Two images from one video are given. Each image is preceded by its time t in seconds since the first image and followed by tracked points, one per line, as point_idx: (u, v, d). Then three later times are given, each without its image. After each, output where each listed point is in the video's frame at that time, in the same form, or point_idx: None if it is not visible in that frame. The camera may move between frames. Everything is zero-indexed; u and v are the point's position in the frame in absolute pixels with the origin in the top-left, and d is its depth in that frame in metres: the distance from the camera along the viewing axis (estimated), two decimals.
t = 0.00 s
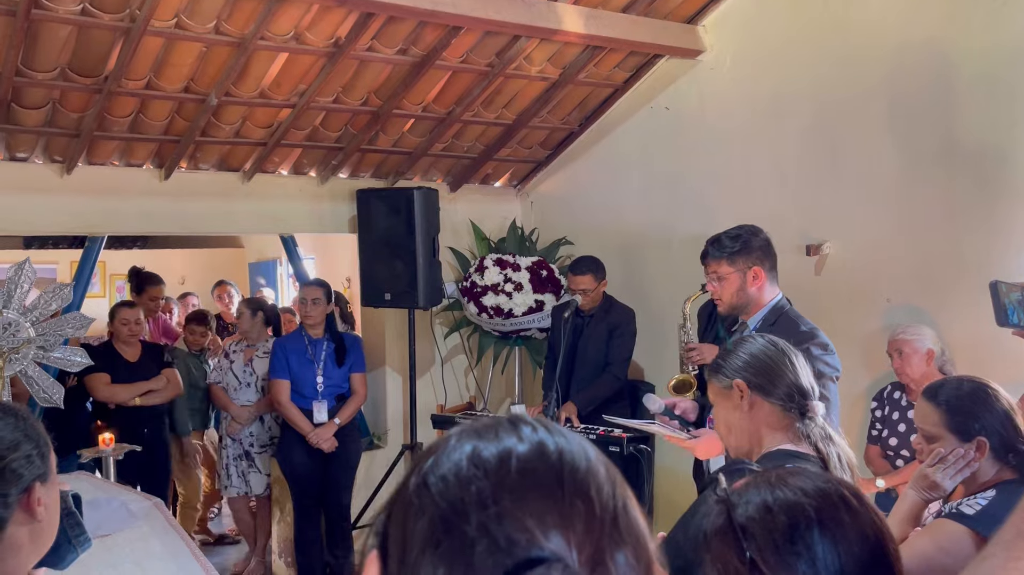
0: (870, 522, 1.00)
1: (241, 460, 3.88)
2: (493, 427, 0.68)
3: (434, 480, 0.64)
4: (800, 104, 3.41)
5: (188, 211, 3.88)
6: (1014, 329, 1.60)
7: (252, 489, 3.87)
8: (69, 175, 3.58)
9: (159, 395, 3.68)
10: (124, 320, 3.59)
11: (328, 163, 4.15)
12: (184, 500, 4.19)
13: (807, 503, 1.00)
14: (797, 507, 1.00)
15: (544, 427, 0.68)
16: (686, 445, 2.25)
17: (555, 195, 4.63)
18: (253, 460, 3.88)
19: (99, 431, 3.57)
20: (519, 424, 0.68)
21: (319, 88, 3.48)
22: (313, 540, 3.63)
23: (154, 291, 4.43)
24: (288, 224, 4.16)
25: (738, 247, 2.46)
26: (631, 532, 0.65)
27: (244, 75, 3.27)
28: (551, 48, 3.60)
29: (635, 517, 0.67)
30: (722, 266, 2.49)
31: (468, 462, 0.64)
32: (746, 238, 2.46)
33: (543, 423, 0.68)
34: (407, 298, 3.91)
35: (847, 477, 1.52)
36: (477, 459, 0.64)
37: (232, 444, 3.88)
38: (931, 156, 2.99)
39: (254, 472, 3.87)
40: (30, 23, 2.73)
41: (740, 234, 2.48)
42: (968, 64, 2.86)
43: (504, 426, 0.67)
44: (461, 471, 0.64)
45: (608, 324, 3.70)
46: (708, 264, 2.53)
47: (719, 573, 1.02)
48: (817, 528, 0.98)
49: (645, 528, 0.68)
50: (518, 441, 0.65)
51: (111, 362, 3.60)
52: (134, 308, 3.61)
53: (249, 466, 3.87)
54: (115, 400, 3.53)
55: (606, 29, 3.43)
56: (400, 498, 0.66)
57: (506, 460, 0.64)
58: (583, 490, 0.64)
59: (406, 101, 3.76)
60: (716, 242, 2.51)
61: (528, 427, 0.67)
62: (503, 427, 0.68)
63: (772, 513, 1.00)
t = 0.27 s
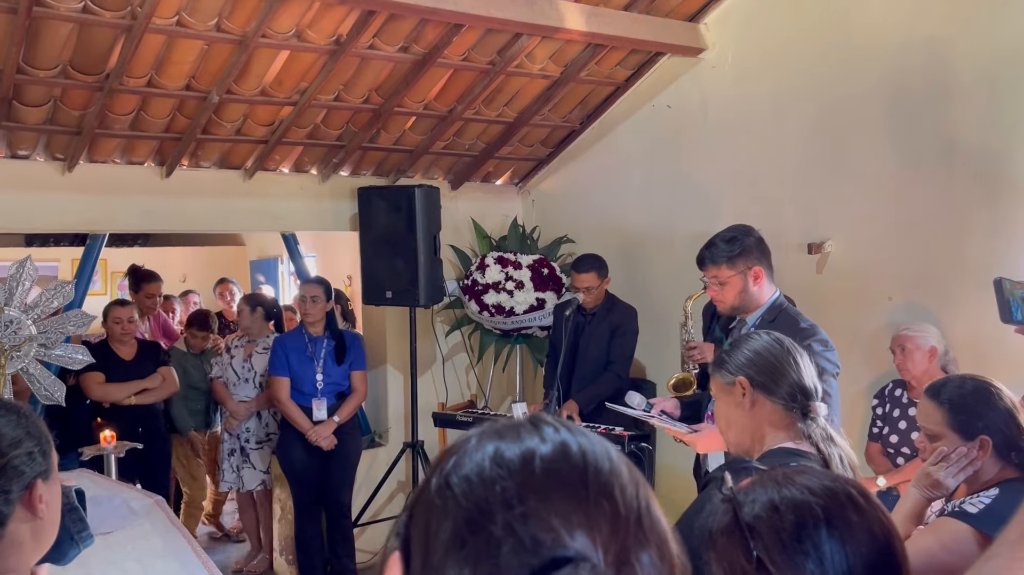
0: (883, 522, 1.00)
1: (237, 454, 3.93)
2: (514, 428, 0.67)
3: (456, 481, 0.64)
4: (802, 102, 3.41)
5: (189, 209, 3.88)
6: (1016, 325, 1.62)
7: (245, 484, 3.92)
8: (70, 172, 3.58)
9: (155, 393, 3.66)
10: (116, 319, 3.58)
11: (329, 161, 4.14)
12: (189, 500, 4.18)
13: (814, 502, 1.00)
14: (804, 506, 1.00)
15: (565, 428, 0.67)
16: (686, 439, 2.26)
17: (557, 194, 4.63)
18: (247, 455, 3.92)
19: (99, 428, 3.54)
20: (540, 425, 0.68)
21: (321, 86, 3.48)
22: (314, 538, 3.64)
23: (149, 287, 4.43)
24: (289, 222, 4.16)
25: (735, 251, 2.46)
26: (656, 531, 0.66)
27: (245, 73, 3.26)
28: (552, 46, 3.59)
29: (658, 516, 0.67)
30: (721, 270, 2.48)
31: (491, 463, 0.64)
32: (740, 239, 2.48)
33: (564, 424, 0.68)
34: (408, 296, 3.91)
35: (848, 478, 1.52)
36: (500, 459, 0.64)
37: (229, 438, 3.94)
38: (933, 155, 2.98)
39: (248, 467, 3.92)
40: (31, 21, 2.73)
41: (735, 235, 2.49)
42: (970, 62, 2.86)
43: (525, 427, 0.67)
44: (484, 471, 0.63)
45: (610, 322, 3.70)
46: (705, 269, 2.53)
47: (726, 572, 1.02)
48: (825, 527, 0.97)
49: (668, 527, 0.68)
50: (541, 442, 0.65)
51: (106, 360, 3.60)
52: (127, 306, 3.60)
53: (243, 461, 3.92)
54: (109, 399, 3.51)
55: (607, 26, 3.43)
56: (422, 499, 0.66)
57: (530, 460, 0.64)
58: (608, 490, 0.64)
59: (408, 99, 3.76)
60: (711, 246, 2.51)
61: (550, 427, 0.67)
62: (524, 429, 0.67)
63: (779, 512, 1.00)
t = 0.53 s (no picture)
0: (889, 523, 1.01)
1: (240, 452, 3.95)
2: (524, 428, 0.68)
3: (466, 480, 0.64)
4: (805, 101, 3.40)
5: (191, 207, 3.88)
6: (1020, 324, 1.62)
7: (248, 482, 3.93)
8: (72, 171, 3.59)
9: (156, 391, 3.66)
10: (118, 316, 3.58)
11: (331, 159, 4.14)
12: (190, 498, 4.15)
13: (818, 502, 1.00)
14: (809, 506, 1.00)
15: (575, 428, 0.68)
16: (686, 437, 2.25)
17: (558, 192, 4.63)
18: (250, 454, 3.93)
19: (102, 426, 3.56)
20: (550, 425, 0.68)
21: (323, 84, 3.47)
22: (315, 536, 3.65)
23: (149, 284, 4.43)
24: (291, 220, 4.17)
25: (731, 254, 2.47)
26: (665, 535, 0.66)
27: (247, 71, 3.26)
28: (554, 45, 3.59)
29: (667, 518, 0.67)
30: (719, 273, 2.49)
31: (501, 463, 0.64)
32: (734, 241, 2.49)
33: (574, 424, 0.69)
34: (410, 294, 3.91)
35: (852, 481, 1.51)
36: (510, 459, 0.64)
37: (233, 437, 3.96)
38: (936, 154, 2.98)
39: (251, 465, 3.93)
40: (34, 20, 2.73)
41: (730, 238, 2.50)
42: (974, 60, 2.85)
43: (535, 426, 0.67)
44: (494, 472, 0.64)
45: (613, 322, 3.70)
46: (703, 273, 2.54)
47: (729, 573, 1.03)
48: (829, 528, 0.97)
49: (677, 530, 0.68)
50: (551, 442, 0.65)
51: (108, 357, 3.61)
52: (129, 304, 3.61)
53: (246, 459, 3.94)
54: (110, 396, 3.51)
55: (609, 25, 3.42)
56: (431, 498, 0.66)
57: (540, 460, 0.64)
58: (618, 492, 0.64)
59: (409, 97, 3.76)
60: (707, 250, 2.52)
61: (559, 428, 0.67)
62: (533, 428, 0.68)
63: (783, 513, 1.00)
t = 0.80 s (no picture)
0: (887, 523, 1.00)
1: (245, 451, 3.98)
2: (510, 428, 0.67)
3: (450, 483, 0.64)
4: (807, 100, 3.40)
5: (194, 206, 3.88)
6: None
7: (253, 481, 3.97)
8: (75, 169, 3.59)
9: (159, 390, 3.66)
10: (123, 313, 3.58)
11: (333, 157, 4.14)
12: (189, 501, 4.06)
13: (820, 503, 1.00)
14: (811, 507, 1.00)
15: (561, 427, 0.67)
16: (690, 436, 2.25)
17: (561, 191, 4.63)
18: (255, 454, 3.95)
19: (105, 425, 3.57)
20: (535, 425, 0.67)
21: (325, 83, 3.48)
22: (317, 534, 3.65)
23: (151, 283, 4.42)
24: (294, 219, 4.17)
25: (728, 256, 2.49)
26: (651, 535, 0.65)
27: (250, 70, 3.26)
28: (557, 44, 3.59)
29: (655, 518, 0.67)
30: (717, 276, 2.50)
31: (484, 464, 0.64)
32: (729, 243, 2.50)
33: (560, 423, 0.68)
34: (413, 293, 3.91)
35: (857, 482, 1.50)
36: (494, 460, 0.64)
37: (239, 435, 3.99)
38: (937, 153, 2.98)
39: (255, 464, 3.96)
40: (37, 19, 2.73)
41: (725, 240, 2.52)
42: (976, 60, 2.85)
43: (520, 426, 0.67)
44: (477, 473, 0.64)
45: (616, 322, 3.70)
46: (700, 278, 2.55)
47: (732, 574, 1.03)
48: (833, 528, 0.97)
49: (665, 528, 0.68)
50: (535, 442, 0.65)
51: (111, 356, 3.61)
52: (134, 301, 3.62)
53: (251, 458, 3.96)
54: (113, 395, 3.50)
55: (611, 24, 3.42)
56: (416, 500, 0.66)
57: (523, 461, 0.64)
58: (601, 492, 0.64)
59: (412, 96, 3.76)
60: (703, 253, 2.53)
61: (545, 427, 0.67)
62: (519, 428, 0.67)
63: (786, 513, 1.00)
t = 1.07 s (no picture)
0: (887, 523, 1.00)
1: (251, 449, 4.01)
2: (503, 428, 0.67)
3: (441, 483, 0.64)
4: (809, 100, 3.40)
5: (197, 205, 3.89)
6: None
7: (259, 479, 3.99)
8: (78, 168, 3.60)
9: (162, 389, 3.67)
10: (127, 311, 3.59)
11: (336, 156, 4.14)
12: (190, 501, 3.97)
13: (821, 503, 1.00)
14: (811, 507, 1.00)
15: (554, 428, 0.67)
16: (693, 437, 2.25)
17: (563, 190, 4.63)
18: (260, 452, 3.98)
19: (108, 423, 3.58)
20: (529, 425, 0.68)
21: (327, 82, 3.48)
22: (319, 532, 3.66)
23: (155, 283, 4.43)
24: (296, 217, 4.17)
25: (725, 259, 2.48)
26: (644, 537, 0.65)
27: (252, 69, 3.26)
28: (559, 43, 3.59)
29: (648, 518, 0.67)
30: (716, 279, 2.50)
31: (476, 465, 0.64)
32: (725, 246, 2.50)
33: (553, 423, 0.68)
34: (415, 292, 3.91)
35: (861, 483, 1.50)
36: (485, 461, 0.64)
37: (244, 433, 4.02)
38: (939, 153, 2.97)
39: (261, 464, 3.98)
40: (40, 17, 2.73)
41: (719, 243, 2.51)
42: (979, 59, 2.84)
43: (513, 427, 0.67)
44: (468, 474, 0.64)
45: (619, 321, 3.70)
46: (699, 282, 2.55)
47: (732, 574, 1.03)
48: (833, 528, 0.97)
49: (659, 530, 0.67)
50: (527, 443, 0.65)
51: (114, 354, 3.61)
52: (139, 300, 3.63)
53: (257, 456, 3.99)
54: (115, 393, 3.51)
55: (614, 23, 3.42)
56: (408, 501, 0.66)
57: (514, 462, 0.64)
58: (593, 494, 0.64)
59: (414, 95, 3.76)
60: (700, 258, 2.53)
61: (538, 428, 0.67)
62: (512, 428, 0.67)
63: (787, 513, 1.00)
